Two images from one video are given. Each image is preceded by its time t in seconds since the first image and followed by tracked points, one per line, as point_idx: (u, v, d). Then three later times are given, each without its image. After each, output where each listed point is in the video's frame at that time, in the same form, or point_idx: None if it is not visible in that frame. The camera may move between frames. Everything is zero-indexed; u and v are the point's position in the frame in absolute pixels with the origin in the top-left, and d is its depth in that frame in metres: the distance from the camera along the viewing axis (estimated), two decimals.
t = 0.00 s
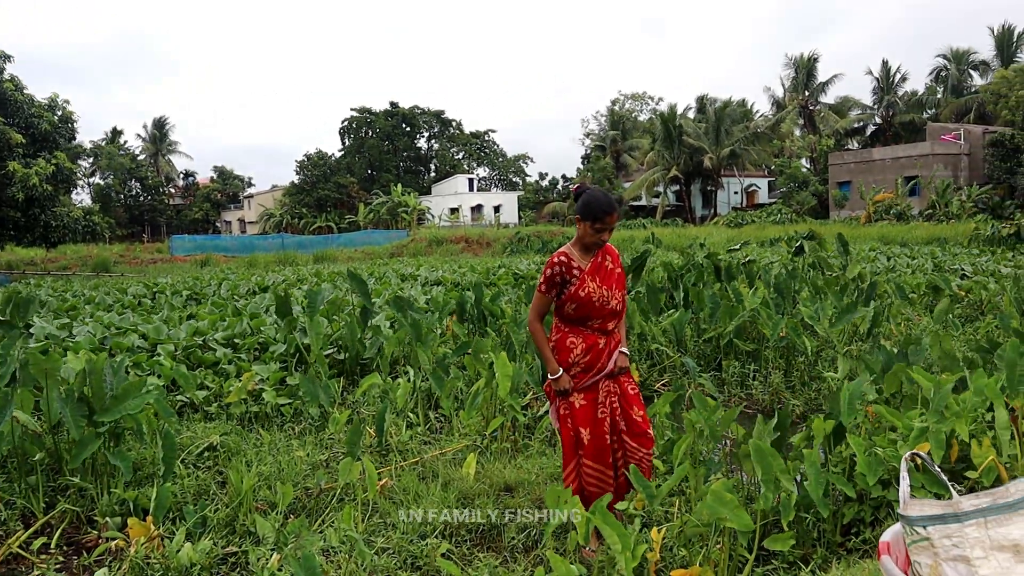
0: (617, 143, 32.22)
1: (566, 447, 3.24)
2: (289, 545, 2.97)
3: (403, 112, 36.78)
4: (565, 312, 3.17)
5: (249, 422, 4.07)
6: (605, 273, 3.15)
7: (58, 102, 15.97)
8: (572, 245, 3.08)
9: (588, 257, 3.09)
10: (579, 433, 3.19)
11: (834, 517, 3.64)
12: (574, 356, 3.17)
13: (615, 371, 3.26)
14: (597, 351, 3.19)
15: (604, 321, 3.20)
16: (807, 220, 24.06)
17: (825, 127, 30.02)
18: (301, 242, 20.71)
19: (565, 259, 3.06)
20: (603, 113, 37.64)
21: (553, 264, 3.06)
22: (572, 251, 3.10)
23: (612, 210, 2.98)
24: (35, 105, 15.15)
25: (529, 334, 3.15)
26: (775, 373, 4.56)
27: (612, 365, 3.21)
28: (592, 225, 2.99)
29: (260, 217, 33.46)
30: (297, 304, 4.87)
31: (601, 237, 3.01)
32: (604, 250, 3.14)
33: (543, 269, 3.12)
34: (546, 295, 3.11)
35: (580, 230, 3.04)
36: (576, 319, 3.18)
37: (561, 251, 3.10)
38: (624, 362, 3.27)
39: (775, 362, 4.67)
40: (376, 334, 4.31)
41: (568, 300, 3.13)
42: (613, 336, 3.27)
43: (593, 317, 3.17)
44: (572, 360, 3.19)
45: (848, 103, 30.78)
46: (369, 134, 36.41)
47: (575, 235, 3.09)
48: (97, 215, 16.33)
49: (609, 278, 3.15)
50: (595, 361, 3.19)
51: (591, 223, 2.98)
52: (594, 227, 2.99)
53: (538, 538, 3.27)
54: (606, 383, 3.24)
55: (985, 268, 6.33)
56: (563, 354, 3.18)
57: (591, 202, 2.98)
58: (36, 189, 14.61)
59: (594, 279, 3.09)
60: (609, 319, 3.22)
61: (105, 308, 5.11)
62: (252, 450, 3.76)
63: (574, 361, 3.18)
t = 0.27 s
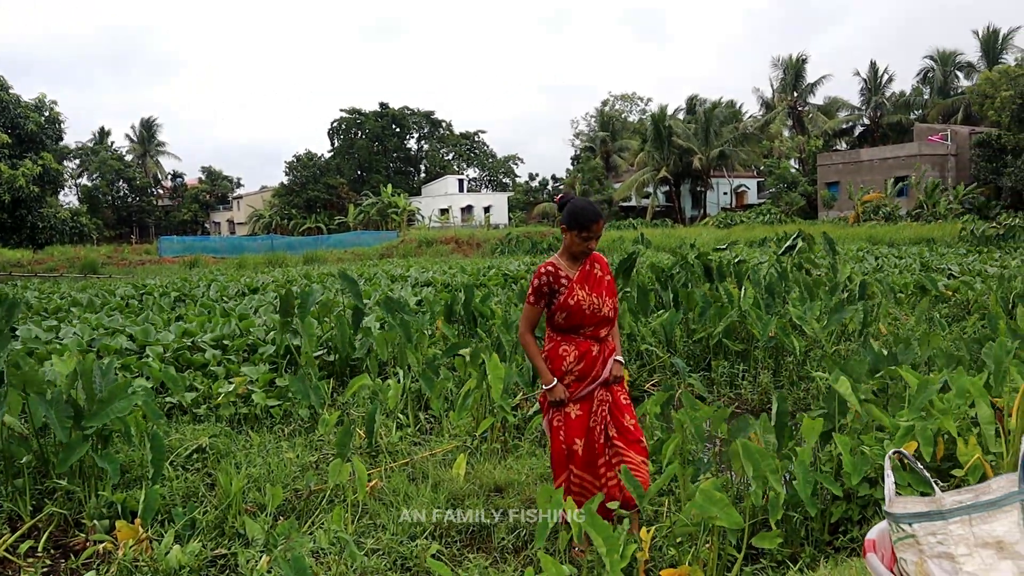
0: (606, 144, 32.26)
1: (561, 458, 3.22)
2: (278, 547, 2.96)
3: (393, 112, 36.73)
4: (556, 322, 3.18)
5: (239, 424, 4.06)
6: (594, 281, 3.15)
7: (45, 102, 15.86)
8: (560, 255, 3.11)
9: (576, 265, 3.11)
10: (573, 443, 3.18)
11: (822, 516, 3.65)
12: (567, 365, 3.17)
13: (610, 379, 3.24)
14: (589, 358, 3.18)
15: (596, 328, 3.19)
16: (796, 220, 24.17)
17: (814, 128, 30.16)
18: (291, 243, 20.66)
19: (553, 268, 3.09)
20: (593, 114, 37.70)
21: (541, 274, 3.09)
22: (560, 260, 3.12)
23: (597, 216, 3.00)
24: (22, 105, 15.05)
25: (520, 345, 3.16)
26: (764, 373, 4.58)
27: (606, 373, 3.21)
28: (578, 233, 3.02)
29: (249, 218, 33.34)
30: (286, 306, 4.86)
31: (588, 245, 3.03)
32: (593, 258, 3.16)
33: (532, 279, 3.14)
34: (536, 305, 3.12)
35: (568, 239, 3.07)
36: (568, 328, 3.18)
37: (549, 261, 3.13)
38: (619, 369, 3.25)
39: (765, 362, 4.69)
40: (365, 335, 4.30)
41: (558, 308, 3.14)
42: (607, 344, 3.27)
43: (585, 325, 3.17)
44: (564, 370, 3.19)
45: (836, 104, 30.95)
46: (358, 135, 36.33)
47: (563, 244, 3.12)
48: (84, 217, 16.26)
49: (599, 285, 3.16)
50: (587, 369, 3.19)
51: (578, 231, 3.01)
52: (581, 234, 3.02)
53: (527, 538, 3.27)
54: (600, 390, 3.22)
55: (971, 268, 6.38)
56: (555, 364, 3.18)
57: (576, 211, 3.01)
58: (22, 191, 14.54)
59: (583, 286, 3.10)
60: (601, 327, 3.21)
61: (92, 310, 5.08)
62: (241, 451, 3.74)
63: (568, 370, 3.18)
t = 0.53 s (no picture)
0: (600, 144, 32.27)
1: (562, 474, 3.20)
2: (274, 548, 2.96)
3: (387, 113, 36.70)
4: (558, 336, 3.19)
5: (233, 425, 4.05)
6: (597, 295, 3.16)
7: (38, 103, 15.78)
8: (562, 269, 3.12)
9: (578, 279, 3.13)
10: (575, 458, 3.17)
11: (815, 515, 3.67)
12: (568, 380, 3.18)
13: (612, 394, 3.25)
14: (591, 373, 3.19)
15: (598, 343, 3.20)
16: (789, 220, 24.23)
17: (807, 129, 30.24)
18: (284, 243, 20.62)
19: (555, 282, 3.10)
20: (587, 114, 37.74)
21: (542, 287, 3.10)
22: (561, 274, 3.13)
23: (599, 229, 3.02)
24: (13, 106, 14.96)
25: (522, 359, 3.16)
26: (757, 373, 4.60)
27: (607, 388, 3.22)
28: (581, 247, 3.03)
29: (243, 219, 33.27)
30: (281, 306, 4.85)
31: (590, 257, 3.04)
32: (595, 272, 3.17)
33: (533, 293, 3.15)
34: (537, 319, 3.13)
35: (570, 252, 3.08)
36: (570, 342, 3.18)
37: (551, 275, 3.14)
38: (620, 384, 3.26)
39: (758, 362, 4.71)
40: (360, 337, 4.30)
41: (561, 322, 3.14)
42: (609, 360, 3.27)
43: (587, 339, 3.18)
44: (567, 384, 3.19)
45: (829, 105, 31.03)
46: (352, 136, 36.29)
47: (564, 258, 3.14)
48: (77, 218, 16.23)
49: (601, 299, 3.16)
50: (589, 383, 3.19)
51: (579, 243, 3.03)
52: (584, 248, 3.04)
53: (522, 538, 3.28)
54: (602, 405, 3.23)
55: (963, 268, 6.41)
56: (557, 378, 3.18)
57: (579, 225, 3.02)
58: (15, 192, 14.51)
59: (585, 300, 3.11)
60: (604, 341, 3.22)
61: (85, 311, 5.07)
62: (235, 452, 3.74)
63: (570, 384, 3.18)
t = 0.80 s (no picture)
0: (598, 145, 32.27)
1: (577, 479, 3.20)
2: (274, 550, 2.95)
3: (385, 114, 36.71)
4: (573, 340, 3.16)
5: (232, 427, 4.04)
6: (612, 299, 3.17)
7: (36, 104, 15.69)
8: (580, 272, 3.08)
9: (595, 282, 3.11)
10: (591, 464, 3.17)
11: (815, 516, 3.67)
12: (585, 385, 3.16)
13: (624, 400, 3.26)
14: (607, 378, 3.18)
15: (614, 348, 3.21)
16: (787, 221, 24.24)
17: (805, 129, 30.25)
18: (283, 245, 20.60)
19: (575, 285, 3.06)
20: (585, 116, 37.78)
21: (560, 291, 3.05)
22: (578, 277, 3.10)
23: (618, 232, 3.03)
24: (12, 106, 14.90)
25: (538, 365, 3.11)
26: (756, 374, 4.60)
27: (623, 393, 3.23)
28: (602, 250, 3.02)
29: (241, 220, 33.25)
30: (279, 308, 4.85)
31: (609, 260, 3.04)
32: (609, 276, 3.17)
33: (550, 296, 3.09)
34: (555, 323, 3.08)
35: (587, 255, 3.06)
36: (586, 347, 3.17)
37: (568, 278, 3.10)
38: (631, 389, 3.28)
39: (757, 362, 4.71)
40: (359, 338, 4.31)
41: (578, 327, 3.12)
42: (622, 364, 3.28)
43: (603, 344, 3.18)
44: (582, 390, 3.17)
45: (827, 106, 31.05)
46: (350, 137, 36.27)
47: (580, 260, 3.11)
48: (75, 220, 16.22)
49: (617, 303, 3.18)
50: (605, 389, 3.18)
51: (599, 246, 3.01)
52: (604, 250, 3.03)
53: (521, 539, 3.28)
54: (615, 410, 3.23)
55: (962, 268, 6.41)
56: (574, 384, 3.15)
57: (599, 227, 3.01)
58: (13, 193, 14.51)
59: (602, 304, 3.11)
60: (618, 346, 3.23)
61: (84, 313, 5.07)
62: (234, 454, 3.73)
63: (586, 390, 3.17)
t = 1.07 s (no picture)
0: (595, 147, 32.28)
1: (573, 482, 3.22)
2: (269, 552, 2.95)
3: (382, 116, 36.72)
4: (577, 345, 3.17)
5: (228, 428, 4.04)
6: (621, 308, 3.16)
7: (32, 106, 15.69)
8: (591, 278, 3.07)
9: (605, 290, 3.10)
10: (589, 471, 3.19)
11: (811, 516, 3.67)
12: (584, 391, 3.18)
13: (624, 408, 3.27)
14: (606, 387, 3.20)
15: (616, 357, 3.21)
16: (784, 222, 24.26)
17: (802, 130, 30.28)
18: (280, 246, 20.59)
19: (583, 291, 3.05)
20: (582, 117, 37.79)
21: (569, 296, 3.05)
22: (588, 283, 3.09)
23: (636, 243, 3.00)
24: (8, 108, 14.89)
25: (540, 366, 3.12)
26: (753, 374, 4.60)
27: (622, 403, 3.24)
28: (616, 259, 3.00)
29: (238, 222, 33.23)
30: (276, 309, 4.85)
31: (623, 270, 3.02)
32: (620, 285, 3.16)
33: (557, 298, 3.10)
34: (560, 327, 3.09)
35: (602, 262, 3.04)
36: (588, 353, 3.18)
37: (578, 282, 3.10)
38: (633, 399, 3.28)
39: (754, 363, 4.71)
40: (356, 340, 4.30)
41: (583, 332, 3.12)
42: (624, 373, 3.28)
43: (605, 352, 3.18)
44: (580, 395, 3.20)
45: (824, 106, 31.08)
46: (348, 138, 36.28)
47: (593, 266, 3.10)
48: (72, 222, 16.20)
49: (625, 313, 3.17)
50: (603, 397, 3.20)
51: (614, 255, 2.99)
52: (618, 260, 3.01)
53: (517, 540, 3.28)
54: (614, 418, 3.24)
55: (959, 268, 6.42)
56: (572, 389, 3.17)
57: (616, 237, 2.99)
58: (10, 195, 14.49)
59: (610, 313, 3.11)
60: (621, 355, 3.23)
61: (80, 315, 5.06)
62: (231, 456, 3.73)
63: (584, 395, 3.19)
